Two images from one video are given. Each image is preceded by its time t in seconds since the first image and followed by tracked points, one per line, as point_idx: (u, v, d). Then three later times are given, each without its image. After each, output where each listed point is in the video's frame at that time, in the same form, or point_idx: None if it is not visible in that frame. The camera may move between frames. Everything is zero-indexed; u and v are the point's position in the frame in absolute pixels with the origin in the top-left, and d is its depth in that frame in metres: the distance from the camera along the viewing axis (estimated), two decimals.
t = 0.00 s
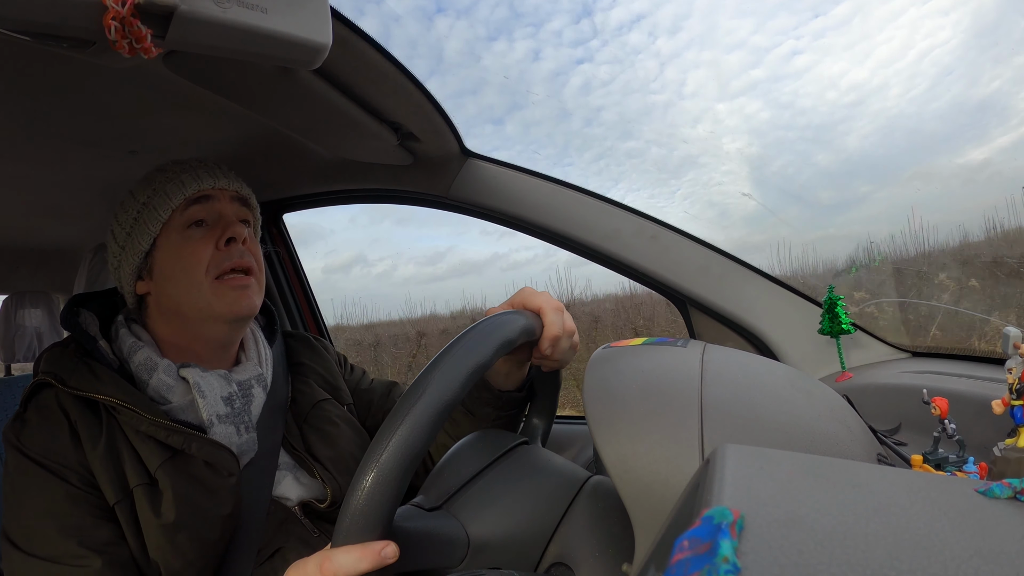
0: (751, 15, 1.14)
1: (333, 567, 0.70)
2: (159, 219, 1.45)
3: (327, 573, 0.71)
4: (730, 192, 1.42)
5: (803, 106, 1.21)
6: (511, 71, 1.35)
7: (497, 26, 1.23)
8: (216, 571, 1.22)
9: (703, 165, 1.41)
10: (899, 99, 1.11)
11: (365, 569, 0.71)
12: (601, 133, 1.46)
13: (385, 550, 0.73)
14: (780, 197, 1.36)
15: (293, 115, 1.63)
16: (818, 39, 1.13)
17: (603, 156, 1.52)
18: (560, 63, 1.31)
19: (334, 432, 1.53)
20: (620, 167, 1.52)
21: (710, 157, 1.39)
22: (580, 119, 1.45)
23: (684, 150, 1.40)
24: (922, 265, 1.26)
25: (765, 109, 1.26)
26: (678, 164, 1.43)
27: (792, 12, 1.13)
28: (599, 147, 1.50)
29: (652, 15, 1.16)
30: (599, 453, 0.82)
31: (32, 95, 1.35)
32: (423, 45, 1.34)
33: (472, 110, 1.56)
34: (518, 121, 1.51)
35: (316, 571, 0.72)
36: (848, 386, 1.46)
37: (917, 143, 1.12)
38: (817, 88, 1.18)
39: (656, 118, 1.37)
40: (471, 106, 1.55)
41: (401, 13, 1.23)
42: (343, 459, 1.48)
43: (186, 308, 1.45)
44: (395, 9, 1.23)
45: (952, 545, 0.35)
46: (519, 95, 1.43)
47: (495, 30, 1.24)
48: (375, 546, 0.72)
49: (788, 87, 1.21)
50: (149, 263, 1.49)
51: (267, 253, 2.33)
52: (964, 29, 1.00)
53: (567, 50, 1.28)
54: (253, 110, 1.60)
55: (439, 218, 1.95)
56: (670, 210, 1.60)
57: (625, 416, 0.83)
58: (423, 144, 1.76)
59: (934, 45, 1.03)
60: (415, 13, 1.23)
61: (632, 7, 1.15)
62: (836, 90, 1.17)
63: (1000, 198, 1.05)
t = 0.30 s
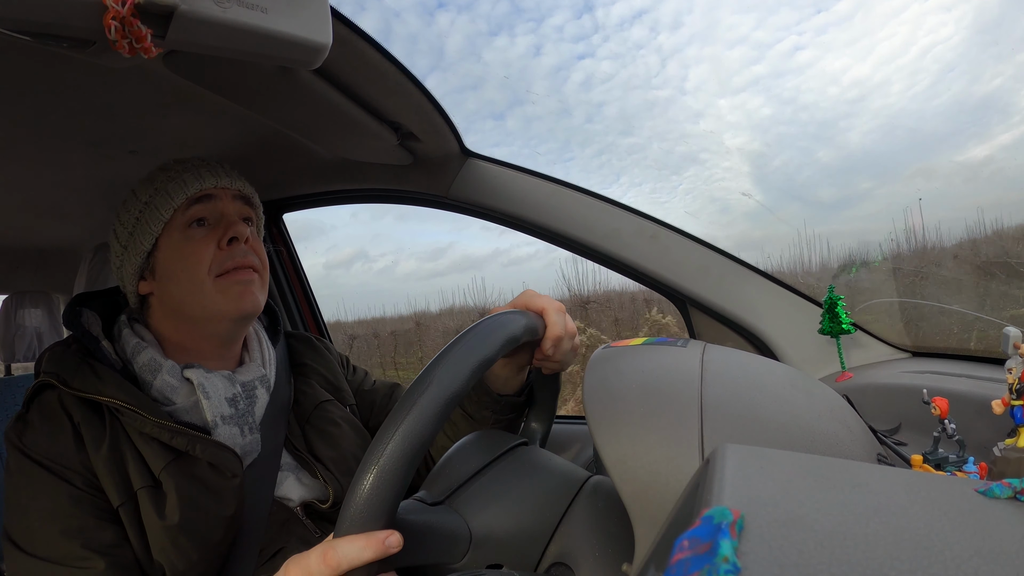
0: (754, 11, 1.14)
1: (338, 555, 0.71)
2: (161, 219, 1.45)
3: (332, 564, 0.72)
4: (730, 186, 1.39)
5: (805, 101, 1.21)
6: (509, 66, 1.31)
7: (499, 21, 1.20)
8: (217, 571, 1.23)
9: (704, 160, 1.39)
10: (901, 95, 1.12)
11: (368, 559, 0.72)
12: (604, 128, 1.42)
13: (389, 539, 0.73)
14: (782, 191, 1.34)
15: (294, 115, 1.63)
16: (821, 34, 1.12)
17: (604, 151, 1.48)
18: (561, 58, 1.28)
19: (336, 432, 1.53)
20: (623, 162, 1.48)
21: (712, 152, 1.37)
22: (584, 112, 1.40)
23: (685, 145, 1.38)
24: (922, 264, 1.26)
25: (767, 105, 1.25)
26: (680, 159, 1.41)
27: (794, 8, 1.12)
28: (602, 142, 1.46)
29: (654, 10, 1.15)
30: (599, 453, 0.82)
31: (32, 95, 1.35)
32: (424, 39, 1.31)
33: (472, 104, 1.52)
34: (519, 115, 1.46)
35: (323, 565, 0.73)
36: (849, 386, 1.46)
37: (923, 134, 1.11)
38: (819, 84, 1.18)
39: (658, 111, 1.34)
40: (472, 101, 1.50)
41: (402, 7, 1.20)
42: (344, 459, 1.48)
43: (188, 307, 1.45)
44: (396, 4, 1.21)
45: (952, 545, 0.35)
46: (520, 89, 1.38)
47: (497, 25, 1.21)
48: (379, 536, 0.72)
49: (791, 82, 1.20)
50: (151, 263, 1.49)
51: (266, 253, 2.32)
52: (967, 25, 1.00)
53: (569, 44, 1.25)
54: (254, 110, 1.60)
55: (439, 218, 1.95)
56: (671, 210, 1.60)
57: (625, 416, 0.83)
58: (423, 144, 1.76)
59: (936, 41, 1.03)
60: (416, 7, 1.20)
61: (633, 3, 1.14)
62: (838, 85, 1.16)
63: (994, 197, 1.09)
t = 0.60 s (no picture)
0: (758, 8, 1.14)
1: None
2: (160, 218, 1.45)
3: None
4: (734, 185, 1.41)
5: (810, 100, 1.20)
6: (513, 64, 1.32)
7: (503, 19, 1.20)
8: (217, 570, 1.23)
9: (708, 160, 1.40)
10: (906, 93, 1.11)
11: None
12: (606, 125, 1.42)
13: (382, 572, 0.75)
14: (787, 187, 1.33)
15: (294, 114, 1.63)
16: (826, 33, 1.12)
17: (608, 149, 1.47)
18: (564, 56, 1.28)
19: (336, 433, 1.53)
20: (626, 160, 1.47)
21: (716, 151, 1.38)
22: (586, 111, 1.40)
23: (689, 143, 1.38)
24: (923, 263, 1.26)
25: (771, 104, 1.24)
26: (683, 159, 1.42)
27: (799, 6, 1.12)
28: (604, 140, 1.46)
29: (658, 8, 1.15)
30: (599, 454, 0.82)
31: (32, 95, 1.35)
32: (427, 36, 1.27)
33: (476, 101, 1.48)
34: (523, 113, 1.45)
35: None
36: (849, 386, 1.46)
37: (927, 134, 1.11)
38: (824, 83, 1.17)
39: (662, 111, 1.34)
40: (476, 98, 1.47)
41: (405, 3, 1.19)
42: (344, 459, 1.48)
43: (188, 306, 1.45)
44: None
45: (952, 545, 0.35)
46: (523, 85, 1.37)
47: (501, 23, 1.21)
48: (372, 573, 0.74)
49: (795, 81, 1.19)
50: (151, 263, 1.49)
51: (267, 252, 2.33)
52: (972, 22, 0.99)
53: (572, 43, 1.24)
54: (253, 110, 1.60)
55: (439, 218, 1.95)
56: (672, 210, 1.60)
57: (625, 417, 0.83)
58: (423, 143, 1.76)
59: (942, 40, 1.02)
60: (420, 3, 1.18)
61: None
62: (843, 83, 1.16)
63: (999, 196, 1.08)
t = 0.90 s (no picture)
0: (764, 8, 1.14)
1: None
2: (162, 219, 1.44)
3: None
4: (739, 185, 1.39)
5: (816, 100, 1.19)
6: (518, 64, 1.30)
7: (509, 18, 1.20)
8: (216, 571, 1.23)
9: (714, 160, 1.39)
10: (913, 94, 1.10)
11: None
12: (613, 126, 1.40)
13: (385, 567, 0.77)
14: (793, 187, 1.31)
15: (294, 114, 1.63)
16: (833, 33, 1.11)
17: (614, 150, 1.46)
18: (571, 56, 1.27)
19: (335, 433, 1.53)
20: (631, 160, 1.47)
21: (723, 151, 1.36)
22: (593, 110, 1.39)
23: (696, 144, 1.37)
24: (923, 263, 1.26)
25: (777, 104, 1.24)
26: (690, 159, 1.41)
27: (806, 6, 1.12)
28: (610, 141, 1.45)
29: (665, 8, 1.15)
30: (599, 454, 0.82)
31: (32, 95, 1.35)
32: (433, 36, 1.27)
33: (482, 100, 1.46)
34: (529, 113, 1.43)
35: None
36: (849, 386, 1.46)
37: (934, 131, 1.10)
38: (831, 83, 1.17)
39: (669, 111, 1.33)
40: (482, 98, 1.45)
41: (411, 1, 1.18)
42: (343, 460, 1.48)
43: (187, 309, 1.46)
44: None
45: (952, 545, 0.35)
46: (529, 84, 1.36)
47: (507, 22, 1.20)
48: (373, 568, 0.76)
49: (801, 82, 1.19)
50: (151, 262, 1.49)
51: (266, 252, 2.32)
52: (980, 21, 0.99)
53: (578, 43, 1.24)
54: (254, 110, 1.61)
55: (439, 218, 1.95)
56: (672, 211, 1.60)
57: (625, 417, 0.83)
58: (423, 144, 1.76)
59: (949, 40, 1.02)
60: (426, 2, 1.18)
61: None
62: (850, 84, 1.15)
63: (1005, 197, 1.08)
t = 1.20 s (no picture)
0: (775, 10, 1.15)
1: None
2: (173, 218, 1.44)
3: None
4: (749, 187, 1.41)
5: (826, 101, 1.20)
6: (528, 64, 1.31)
7: (519, 19, 1.20)
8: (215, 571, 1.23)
9: (723, 162, 1.40)
10: (923, 96, 1.11)
11: None
12: (624, 127, 1.41)
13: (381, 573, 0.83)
14: (803, 190, 1.32)
15: (294, 115, 1.63)
16: (843, 34, 1.12)
17: (624, 150, 1.46)
18: (581, 56, 1.27)
19: (333, 434, 1.53)
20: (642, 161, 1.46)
21: (732, 153, 1.38)
22: (603, 111, 1.39)
23: (706, 144, 1.38)
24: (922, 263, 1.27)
25: (788, 105, 1.23)
26: (698, 159, 1.42)
27: (815, 7, 1.12)
28: (621, 141, 1.45)
29: (676, 8, 1.16)
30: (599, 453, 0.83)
31: (32, 95, 1.35)
32: (444, 36, 1.26)
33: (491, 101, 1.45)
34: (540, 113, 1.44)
35: None
36: (849, 386, 1.46)
37: (946, 134, 1.10)
38: (840, 84, 1.17)
39: (679, 110, 1.33)
40: (491, 98, 1.44)
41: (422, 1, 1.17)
42: (341, 461, 1.48)
43: (195, 310, 1.46)
44: None
45: (952, 545, 0.35)
46: (539, 86, 1.37)
47: (518, 23, 1.20)
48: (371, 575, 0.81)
49: (812, 83, 1.19)
50: (158, 261, 1.48)
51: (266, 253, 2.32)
52: (991, 24, 0.99)
53: (588, 43, 1.25)
54: (253, 110, 1.61)
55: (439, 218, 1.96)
56: (673, 211, 1.60)
57: (625, 417, 0.83)
58: (423, 144, 1.76)
59: (960, 41, 1.02)
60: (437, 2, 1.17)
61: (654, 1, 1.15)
62: (860, 85, 1.16)
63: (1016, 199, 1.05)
